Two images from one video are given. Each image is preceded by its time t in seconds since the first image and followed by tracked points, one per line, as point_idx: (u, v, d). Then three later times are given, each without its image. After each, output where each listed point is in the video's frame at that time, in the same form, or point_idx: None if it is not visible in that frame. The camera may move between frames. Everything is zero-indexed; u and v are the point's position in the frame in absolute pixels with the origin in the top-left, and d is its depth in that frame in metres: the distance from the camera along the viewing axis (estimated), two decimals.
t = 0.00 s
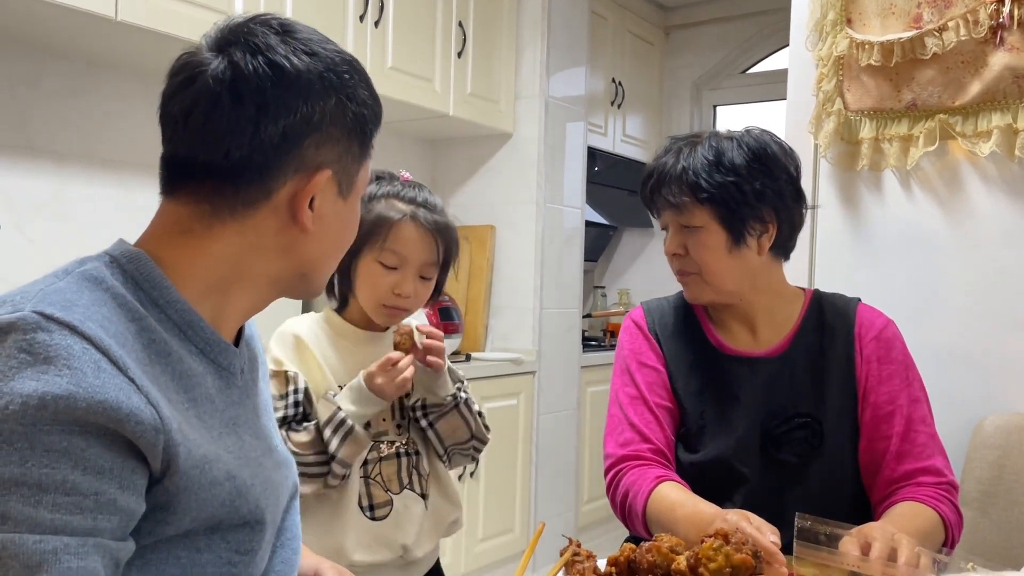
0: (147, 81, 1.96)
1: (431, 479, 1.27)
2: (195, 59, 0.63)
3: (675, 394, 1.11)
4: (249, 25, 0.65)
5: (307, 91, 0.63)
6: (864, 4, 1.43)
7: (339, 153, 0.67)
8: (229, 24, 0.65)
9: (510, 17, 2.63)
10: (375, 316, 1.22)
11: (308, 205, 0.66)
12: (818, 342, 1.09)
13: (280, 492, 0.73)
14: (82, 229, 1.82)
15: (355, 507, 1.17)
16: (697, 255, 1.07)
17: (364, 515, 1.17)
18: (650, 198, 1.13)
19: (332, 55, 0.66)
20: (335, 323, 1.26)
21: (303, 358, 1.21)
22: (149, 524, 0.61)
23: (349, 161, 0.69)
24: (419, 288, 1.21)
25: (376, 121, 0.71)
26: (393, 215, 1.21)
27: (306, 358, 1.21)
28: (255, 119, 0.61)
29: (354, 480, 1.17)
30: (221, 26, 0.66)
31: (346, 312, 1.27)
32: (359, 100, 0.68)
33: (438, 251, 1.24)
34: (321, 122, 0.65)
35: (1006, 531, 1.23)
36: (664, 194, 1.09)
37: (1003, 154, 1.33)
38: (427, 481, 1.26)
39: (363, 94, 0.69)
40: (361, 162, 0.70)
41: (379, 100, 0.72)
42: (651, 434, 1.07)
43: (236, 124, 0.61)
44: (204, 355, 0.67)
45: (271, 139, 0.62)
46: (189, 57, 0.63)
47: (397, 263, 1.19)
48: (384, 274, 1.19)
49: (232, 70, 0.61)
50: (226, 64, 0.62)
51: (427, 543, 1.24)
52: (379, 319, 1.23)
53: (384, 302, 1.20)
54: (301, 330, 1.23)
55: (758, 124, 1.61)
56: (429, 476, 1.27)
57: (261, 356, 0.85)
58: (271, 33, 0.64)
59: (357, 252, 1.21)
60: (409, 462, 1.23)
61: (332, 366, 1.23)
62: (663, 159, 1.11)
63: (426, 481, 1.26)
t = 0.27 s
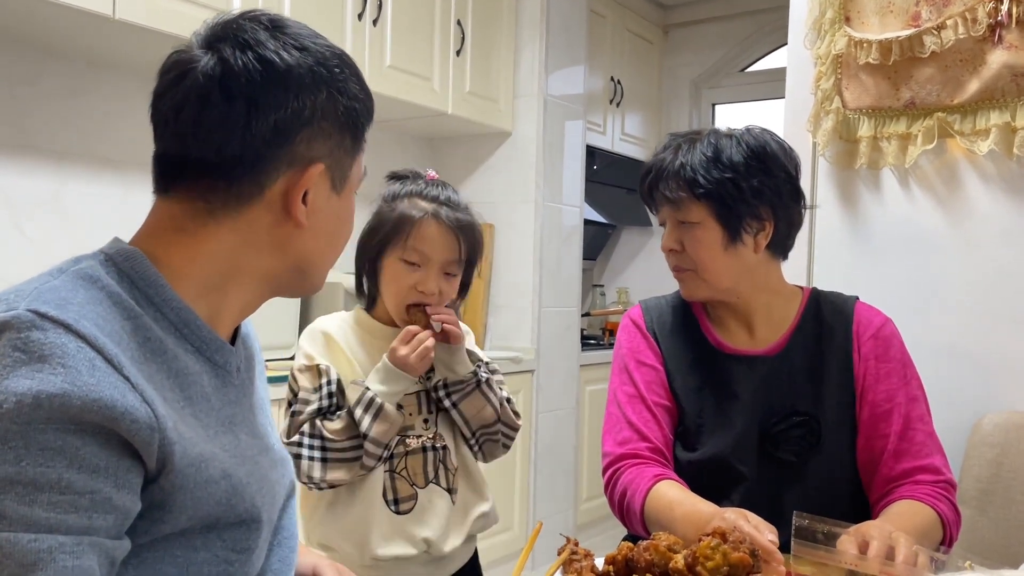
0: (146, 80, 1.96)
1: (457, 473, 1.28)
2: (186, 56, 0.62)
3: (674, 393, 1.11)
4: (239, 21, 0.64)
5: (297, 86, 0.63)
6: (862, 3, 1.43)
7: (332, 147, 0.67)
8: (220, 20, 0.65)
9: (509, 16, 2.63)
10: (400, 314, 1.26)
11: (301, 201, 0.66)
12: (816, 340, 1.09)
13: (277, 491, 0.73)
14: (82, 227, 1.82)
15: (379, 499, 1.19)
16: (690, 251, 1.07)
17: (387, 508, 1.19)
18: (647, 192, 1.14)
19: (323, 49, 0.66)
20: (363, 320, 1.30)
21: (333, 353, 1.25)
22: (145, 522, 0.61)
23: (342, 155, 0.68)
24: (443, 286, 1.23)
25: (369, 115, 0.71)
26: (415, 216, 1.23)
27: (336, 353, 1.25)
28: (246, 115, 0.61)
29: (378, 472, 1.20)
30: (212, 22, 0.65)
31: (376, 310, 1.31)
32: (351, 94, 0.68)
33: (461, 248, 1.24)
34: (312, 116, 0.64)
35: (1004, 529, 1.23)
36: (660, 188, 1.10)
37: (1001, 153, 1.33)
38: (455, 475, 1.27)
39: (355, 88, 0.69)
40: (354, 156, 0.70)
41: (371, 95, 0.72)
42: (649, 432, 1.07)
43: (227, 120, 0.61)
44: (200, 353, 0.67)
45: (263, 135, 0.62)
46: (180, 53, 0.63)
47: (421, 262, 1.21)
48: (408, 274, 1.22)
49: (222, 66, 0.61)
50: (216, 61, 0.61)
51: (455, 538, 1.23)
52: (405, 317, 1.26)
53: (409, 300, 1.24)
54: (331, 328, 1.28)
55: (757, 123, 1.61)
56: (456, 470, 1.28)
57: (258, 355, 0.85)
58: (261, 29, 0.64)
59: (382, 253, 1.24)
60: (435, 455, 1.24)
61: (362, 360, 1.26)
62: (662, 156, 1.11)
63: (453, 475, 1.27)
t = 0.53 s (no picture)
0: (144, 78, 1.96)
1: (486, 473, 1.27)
2: (180, 54, 0.62)
3: (672, 391, 1.11)
4: (234, 19, 0.64)
5: (292, 83, 0.63)
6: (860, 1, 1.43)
7: (329, 145, 0.67)
8: (215, 18, 0.65)
9: (507, 14, 2.63)
10: (419, 319, 1.27)
11: (298, 198, 0.66)
12: (813, 339, 1.09)
13: (274, 489, 0.73)
14: (81, 226, 1.83)
15: (409, 500, 1.19)
16: (686, 249, 1.08)
17: (418, 508, 1.19)
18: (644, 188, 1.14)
19: (319, 48, 0.66)
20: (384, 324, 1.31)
21: (358, 358, 1.26)
22: (142, 521, 0.61)
23: (338, 153, 0.68)
24: (460, 287, 1.25)
25: (366, 113, 0.71)
26: (429, 219, 1.24)
27: (361, 357, 1.26)
28: (242, 114, 0.61)
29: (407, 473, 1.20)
30: (207, 20, 0.65)
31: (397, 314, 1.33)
32: (347, 92, 0.67)
33: (476, 249, 1.25)
34: (309, 114, 0.64)
35: (1002, 526, 1.23)
36: (656, 184, 1.10)
37: (999, 151, 1.33)
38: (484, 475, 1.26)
39: (352, 87, 0.68)
40: (351, 154, 0.70)
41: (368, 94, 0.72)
42: (647, 431, 1.07)
43: (222, 119, 0.61)
44: (198, 352, 0.67)
45: (259, 134, 0.62)
46: (175, 52, 0.63)
47: (437, 265, 1.22)
48: (426, 278, 1.23)
49: (217, 64, 0.61)
50: (211, 59, 0.61)
51: (488, 537, 1.22)
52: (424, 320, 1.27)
53: (428, 304, 1.25)
54: (353, 334, 1.29)
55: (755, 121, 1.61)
56: (485, 470, 1.27)
57: (255, 353, 0.85)
58: (256, 27, 0.64)
59: (400, 257, 1.25)
60: (463, 454, 1.24)
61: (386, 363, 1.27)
62: (660, 155, 1.12)
63: (482, 475, 1.26)
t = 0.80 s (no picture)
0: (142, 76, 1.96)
1: (499, 472, 1.26)
2: (175, 55, 0.62)
3: (669, 390, 1.11)
4: (228, 19, 0.64)
5: (287, 81, 0.62)
6: None
7: (325, 142, 0.67)
8: (209, 17, 0.65)
9: (505, 13, 2.63)
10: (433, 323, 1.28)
11: (295, 195, 0.66)
12: (810, 338, 1.10)
13: (273, 488, 0.73)
14: (79, 225, 1.82)
15: (421, 499, 1.20)
16: (682, 248, 1.08)
17: (429, 507, 1.20)
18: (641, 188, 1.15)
19: (314, 45, 0.66)
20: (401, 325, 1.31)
21: (374, 356, 1.28)
22: (142, 520, 0.61)
23: (335, 150, 0.68)
24: (471, 291, 1.25)
25: (362, 109, 0.71)
26: (437, 226, 1.23)
27: (376, 356, 1.28)
28: (237, 113, 0.61)
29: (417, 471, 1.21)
30: (201, 20, 0.65)
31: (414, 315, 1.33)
32: (343, 88, 0.67)
33: (486, 254, 1.24)
34: (304, 112, 0.64)
35: (998, 525, 1.23)
36: (652, 183, 1.11)
37: (996, 151, 1.33)
38: (496, 475, 1.26)
39: (347, 83, 0.68)
40: (347, 151, 0.70)
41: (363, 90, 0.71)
42: (644, 430, 1.07)
43: (218, 118, 0.61)
44: (198, 351, 0.67)
45: (255, 132, 0.62)
46: (170, 52, 0.63)
47: (446, 271, 1.23)
48: (436, 283, 1.23)
49: (211, 63, 0.61)
50: (205, 59, 0.61)
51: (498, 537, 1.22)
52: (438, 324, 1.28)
53: (439, 309, 1.25)
54: (370, 333, 1.31)
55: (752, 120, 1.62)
56: (498, 470, 1.27)
57: (253, 352, 0.85)
58: (250, 26, 0.63)
59: (411, 263, 1.26)
60: (474, 454, 1.24)
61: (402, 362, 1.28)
62: (657, 154, 1.12)
63: (494, 475, 1.26)
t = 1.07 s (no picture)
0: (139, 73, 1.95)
1: (503, 472, 1.26)
2: (164, 51, 0.62)
3: (668, 388, 1.11)
4: (215, 12, 0.63)
5: (278, 73, 0.62)
6: None
7: (319, 132, 0.66)
8: (197, 11, 0.64)
9: (504, 11, 2.62)
10: (443, 319, 1.27)
11: (292, 187, 0.66)
12: (809, 335, 1.09)
13: (272, 485, 0.73)
14: (76, 222, 1.82)
15: (423, 495, 1.20)
16: (681, 246, 1.08)
17: (431, 503, 1.20)
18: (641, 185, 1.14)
19: (303, 35, 0.65)
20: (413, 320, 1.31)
21: (382, 350, 1.28)
22: (140, 517, 0.60)
23: (330, 140, 0.68)
24: (481, 287, 1.24)
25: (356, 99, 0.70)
26: (449, 221, 1.23)
27: (385, 351, 1.28)
28: (229, 107, 0.60)
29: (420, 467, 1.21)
30: (189, 15, 0.64)
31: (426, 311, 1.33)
32: (335, 77, 0.66)
33: (497, 250, 1.24)
34: (296, 103, 0.63)
35: (997, 522, 1.23)
36: (651, 180, 1.11)
37: (995, 147, 1.33)
38: (500, 474, 1.25)
39: (339, 72, 0.68)
40: (342, 141, 0.70)
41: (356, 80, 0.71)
42: (644, 427, 1.07)
43: (210, 112, 0.60)
44: (197, 347, 0.67)
45: (247, 125, 0.61)
46: (159, 49, 0.62)
47: (457, 266, 1.22)
48: (446, 278, 1.23)
49: (200, 58, 0.60)
50: (194, 54, 0.60)
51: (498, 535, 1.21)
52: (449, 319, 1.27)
53: (450, 305, 1.25)
54: (381, 327, 1.31)
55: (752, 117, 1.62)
56: (503, 469, 1.26)
57: (252, 349, 0.84)
58: (238, 18, 0.63)
59: (423, 258, 1.25)
60: (478, 451, 1.23)
61: (410, 359, 1.27)
62: (656, 151, 1.12)
63: (498, 474, 1.25)
